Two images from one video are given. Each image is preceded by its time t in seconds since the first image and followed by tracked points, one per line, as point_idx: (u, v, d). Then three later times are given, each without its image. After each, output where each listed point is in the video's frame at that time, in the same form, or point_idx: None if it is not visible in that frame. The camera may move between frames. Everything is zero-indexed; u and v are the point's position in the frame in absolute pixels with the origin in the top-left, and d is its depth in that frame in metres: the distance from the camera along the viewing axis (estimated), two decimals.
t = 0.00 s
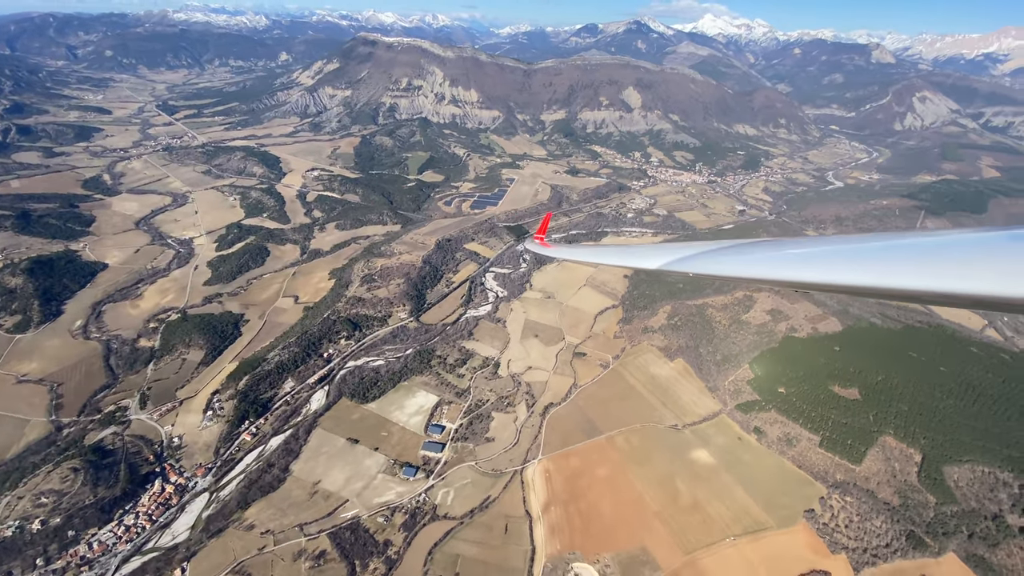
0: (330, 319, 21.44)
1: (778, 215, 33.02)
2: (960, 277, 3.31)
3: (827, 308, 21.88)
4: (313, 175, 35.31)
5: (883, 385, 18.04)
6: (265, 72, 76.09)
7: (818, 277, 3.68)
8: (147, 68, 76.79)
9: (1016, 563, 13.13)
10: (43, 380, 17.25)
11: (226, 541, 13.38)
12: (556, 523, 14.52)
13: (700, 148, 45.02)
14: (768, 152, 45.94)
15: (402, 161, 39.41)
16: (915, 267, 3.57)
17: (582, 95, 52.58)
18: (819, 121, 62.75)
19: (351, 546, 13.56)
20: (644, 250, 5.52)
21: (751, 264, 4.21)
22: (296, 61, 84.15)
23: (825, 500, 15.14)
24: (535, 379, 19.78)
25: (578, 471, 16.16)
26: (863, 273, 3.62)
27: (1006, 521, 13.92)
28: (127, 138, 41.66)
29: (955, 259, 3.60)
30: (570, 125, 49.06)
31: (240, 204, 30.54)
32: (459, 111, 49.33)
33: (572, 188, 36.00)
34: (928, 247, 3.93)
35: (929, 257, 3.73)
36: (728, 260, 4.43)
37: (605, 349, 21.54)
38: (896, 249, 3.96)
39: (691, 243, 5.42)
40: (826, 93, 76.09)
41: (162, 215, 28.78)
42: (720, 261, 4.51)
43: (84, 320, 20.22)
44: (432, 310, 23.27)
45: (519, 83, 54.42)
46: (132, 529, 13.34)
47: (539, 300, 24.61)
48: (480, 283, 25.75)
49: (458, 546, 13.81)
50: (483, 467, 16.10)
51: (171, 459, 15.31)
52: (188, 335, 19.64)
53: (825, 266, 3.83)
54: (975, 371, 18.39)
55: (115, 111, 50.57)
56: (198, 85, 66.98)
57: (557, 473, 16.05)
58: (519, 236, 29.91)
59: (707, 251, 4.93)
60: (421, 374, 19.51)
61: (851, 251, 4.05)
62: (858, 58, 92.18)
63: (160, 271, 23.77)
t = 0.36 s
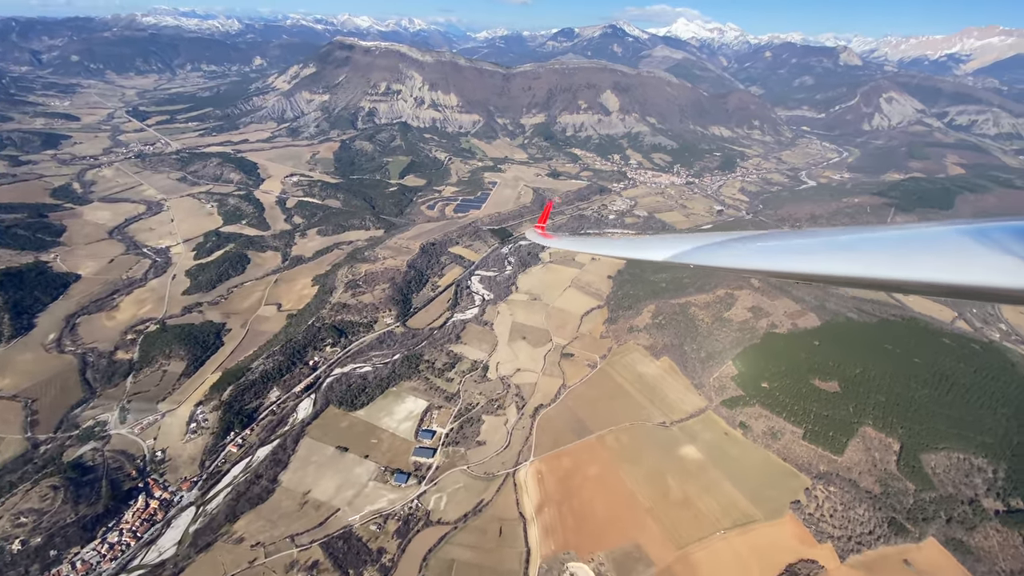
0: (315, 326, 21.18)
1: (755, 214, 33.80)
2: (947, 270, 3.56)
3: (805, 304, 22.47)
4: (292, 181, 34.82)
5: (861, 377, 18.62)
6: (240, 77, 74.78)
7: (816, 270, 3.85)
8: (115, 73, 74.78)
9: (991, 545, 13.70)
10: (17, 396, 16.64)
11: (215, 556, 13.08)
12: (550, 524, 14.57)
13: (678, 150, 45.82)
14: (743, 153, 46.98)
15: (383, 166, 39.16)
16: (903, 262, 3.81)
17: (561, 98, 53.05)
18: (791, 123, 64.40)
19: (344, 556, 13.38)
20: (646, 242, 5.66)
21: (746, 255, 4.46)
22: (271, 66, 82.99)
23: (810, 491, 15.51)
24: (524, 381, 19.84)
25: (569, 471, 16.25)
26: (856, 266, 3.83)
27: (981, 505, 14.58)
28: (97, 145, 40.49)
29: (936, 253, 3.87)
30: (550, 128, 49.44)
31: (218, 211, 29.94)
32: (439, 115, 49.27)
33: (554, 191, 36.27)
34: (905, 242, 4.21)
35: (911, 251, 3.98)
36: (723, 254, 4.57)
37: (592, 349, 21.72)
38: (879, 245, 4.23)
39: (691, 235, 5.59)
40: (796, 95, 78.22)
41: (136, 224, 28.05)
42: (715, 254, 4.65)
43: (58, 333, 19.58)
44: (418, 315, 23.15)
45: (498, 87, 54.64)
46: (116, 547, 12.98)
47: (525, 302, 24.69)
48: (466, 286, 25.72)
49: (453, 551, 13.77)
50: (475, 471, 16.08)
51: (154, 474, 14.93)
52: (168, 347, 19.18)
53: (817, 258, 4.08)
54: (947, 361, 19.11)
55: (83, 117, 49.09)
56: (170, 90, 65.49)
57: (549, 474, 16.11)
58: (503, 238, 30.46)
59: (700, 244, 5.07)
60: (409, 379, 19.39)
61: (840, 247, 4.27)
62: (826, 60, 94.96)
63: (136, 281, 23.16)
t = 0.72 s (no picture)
0: (298, 333, 20.87)
1: (732, 213, 34.56)
2: (911, 256, 3.80)
3: (782, 300, 23.08)
4: (268, 186, 34.25)
5: (837, 369, 19.24)
6: (211, 80, 73.25)
7: (802, 260, 4.14)
8: (79, 76, 72.30)
9: (967, 528, 14.26)
10: None
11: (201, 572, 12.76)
12: (542, 524, 14.64)
13: (654, 152, 46.55)
14: (718, 154, 48.01)
15: (362, 170, 38.79)
16: (877, 251, 4.06)
17: (538, 101, 53.38)
18: (763, 124, 66.09)
19: (335, 565, 13.19)
20: (645, 239, 5.88)
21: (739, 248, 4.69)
22: (243, 70, 81.48)
23: (792, 481, 15.93)
24: (511, 383, 19.88)
25: (559, 470, 16.35)
26: (831, 253, 4.13)
27: (955, 490, 15.19)
28: (62, 151, 39.12)
29: (907, 242, 4.11)
30: (528, 131, 49.69)
31: (192, 218, 29.24)
32: (417, 118, 49.05)
33: (535, 193, 36.49)
34: (883, 233, 4.44)
35: (886, 241, 4.24)
36: (717, 246, 4.90)
37: (577, 349, 21.89)
38: (854, 236, 4.48)
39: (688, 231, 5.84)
40: (767, 96, 80.27)
41: (107, 232, 27.19)
42: (709, 247, 5.00)
43: (28, 346, 18.86)
44: (403, 320, 23.01)
45: (476, 90, 54.70)
46: (98, 566, 12.60)
47: (510, 304, 24.74)
48: (450, 289, 25.65)
49: (446, 556, 13.72)
50: (465, 474, 16.06)
51: (136, 489, 14.51)
52: (145, 358, 18.66)
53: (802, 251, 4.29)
54: (918, 352, 19.86)
55: (46, 123, 47.39)
56: (138, 94, 63.69)
57: (539, 474, 16.21)
58: (486, 241, 30.47)
59: (699, 239, 5.36)
60: (396, 384, 19.25)
61: (822, 238, 4.54)
62: (794, 63, 97.70)
63: (109, 291, 22.46)
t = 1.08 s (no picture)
0: (278, 339, 20.51)
1: (707, 211, 35.29)
2: (856, 251, 4.02)
3: (758, 294, 23.70)
4: (242, 190, 33.53)
5: (812, 361, 19.87)
6: (178, 81, 71.29)
7: (771, 252, 4.30)
8: (36, 78, 69.44)
9: (940, 509, 14.89)
10: None
11: None
12: (532, 522, 14.73)
13: (630, 152, 47.19)
14: (692, 153, 48.96)
15: (338, 171, 38.29)
16: (840, 246, 4.20)
17: (515, 102, 53.51)
18: (734, 123, 67.65)
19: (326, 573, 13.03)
20: (637, 234, 5.98)
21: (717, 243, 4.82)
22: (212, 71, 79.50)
23: (774, 470, 16.36)
24: (497, 383, 19.91)
25: (547, 468, 16.47)
26: (792, 247, 4.31)
27: (928, 474, 15.86)
28: (22, 156, 37.54)
29: (862, 239, 4.28)
30: (506, 131, 49.81)
31: (164, 223, 28.43)
32: (393, 119, 48.67)
33: (514, 193, 36.61)
34: (847, 230, 4.57)
35: (839, 236, 4.44)
36: (701, 240, 5.04)
37: (561, 348, 22.04)
38: (812, 229, 4.67)
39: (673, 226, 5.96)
40: (737, 96, 82.21)
41: (73, 239, 26.22)
42: (683, 240, 5.26)
43: None
44: (386, 323, 22.83)
45: (452, 91, 54.56)
46: None
47: (493, 305, 24.77)
48: (432, 291, 25.54)
49: (439, 558, 13.68)
50: (455, 476, 16.03)
51: (115, 503, 14.08)
52: (119, 368, 18.08)
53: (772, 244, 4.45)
54: (888, 342, 20.64)
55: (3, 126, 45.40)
56: (101, 96, 61.55)
57: (528, 472, 16.31)
58: (467, 242, 30.44)
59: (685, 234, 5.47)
60: (381, 388, 19.09)
61: (791, 233, 4.68)
62: (762, 63, 100.22)
63: (78, 300, 21.67)
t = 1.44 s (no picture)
0: (258, 343, 20.12)
1: (683, 205, 35.95)
2: (778, 248, 3.80)
3: (735, 286, 24.27)
4: (214, 191, 32.69)
5: (788, 350, 20.46)
6: (142, 80, 69.00)
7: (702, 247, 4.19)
8: None
9: (912, 489, 15.55)
10: None
11: None
12: (523, 518, 14.82)
13: (607, 148, 47.65)
14: (667, 149, 49.76)
15: (314, 171, 37.67)
16: (772, 242, 3.98)
17: (491, 99, 53.43)
18: (706, 118, 68.95)
19: None
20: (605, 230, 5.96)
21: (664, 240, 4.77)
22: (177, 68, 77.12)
23: (755, 457, 16.81)
24: (482, 381, 19.94)
25: (537, 463, 16.59)
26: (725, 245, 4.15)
27: (900, 455, 16.54)
28: None
29: (797, 238, 3.98)
30: (483, 128, 49.74)
31: (133, 226, 27.54)
32: (368, 117, 48.09)
33: (493, 191, 36.63)
34: (788, 232, 4.22)
35: (775, 236, 4.13)
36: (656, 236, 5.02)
37: (545, 344, 22.17)
38: (769, 230, 4.37)
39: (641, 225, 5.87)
40: (709, 92, 83.80)
41: (36, 244, 25.18)
42: (644, 235, 5.19)
43: None
44: (368, 323, 22.60)
45: (427, 88, 54.16)
46: None
47: (476, 303, 24.75)
48: (414, 291, 25.38)
49: (430, 557, 13.68)
50: (444, 475, 16.03)
51: (94, 516, 13.66)
52: (92, 377, 17.50)
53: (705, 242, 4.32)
54: (860, 330, 21.40)
55: None
56: (60, 95, 59.15)
57: (518, 468, 16.38)
58: (447, 240, 30.33)
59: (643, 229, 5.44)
60: (365, 390, 18.92)
61: (733, 232, 4.48)
62: (732, 60, 102.32)
63: (44, 308, 20.84)
